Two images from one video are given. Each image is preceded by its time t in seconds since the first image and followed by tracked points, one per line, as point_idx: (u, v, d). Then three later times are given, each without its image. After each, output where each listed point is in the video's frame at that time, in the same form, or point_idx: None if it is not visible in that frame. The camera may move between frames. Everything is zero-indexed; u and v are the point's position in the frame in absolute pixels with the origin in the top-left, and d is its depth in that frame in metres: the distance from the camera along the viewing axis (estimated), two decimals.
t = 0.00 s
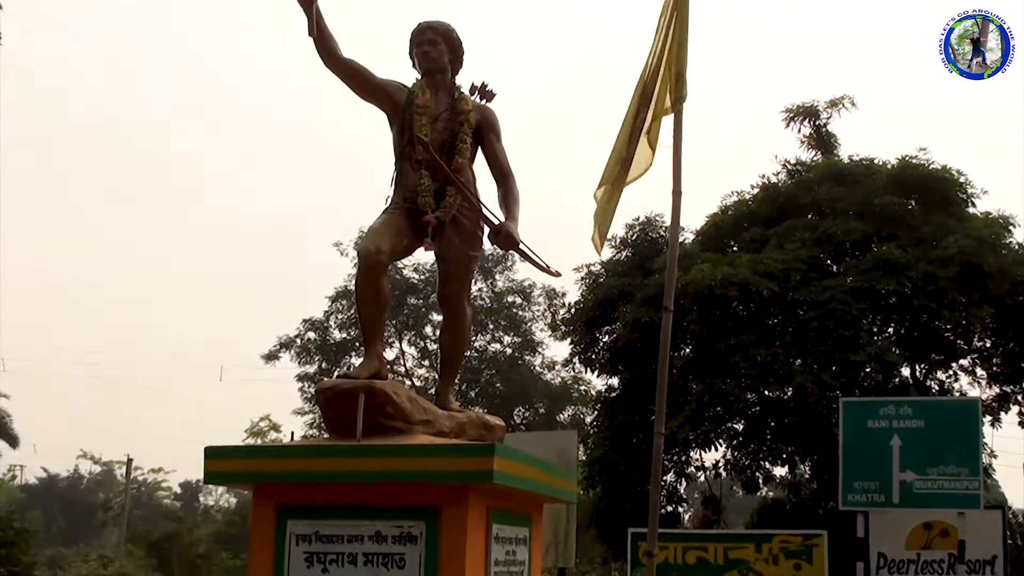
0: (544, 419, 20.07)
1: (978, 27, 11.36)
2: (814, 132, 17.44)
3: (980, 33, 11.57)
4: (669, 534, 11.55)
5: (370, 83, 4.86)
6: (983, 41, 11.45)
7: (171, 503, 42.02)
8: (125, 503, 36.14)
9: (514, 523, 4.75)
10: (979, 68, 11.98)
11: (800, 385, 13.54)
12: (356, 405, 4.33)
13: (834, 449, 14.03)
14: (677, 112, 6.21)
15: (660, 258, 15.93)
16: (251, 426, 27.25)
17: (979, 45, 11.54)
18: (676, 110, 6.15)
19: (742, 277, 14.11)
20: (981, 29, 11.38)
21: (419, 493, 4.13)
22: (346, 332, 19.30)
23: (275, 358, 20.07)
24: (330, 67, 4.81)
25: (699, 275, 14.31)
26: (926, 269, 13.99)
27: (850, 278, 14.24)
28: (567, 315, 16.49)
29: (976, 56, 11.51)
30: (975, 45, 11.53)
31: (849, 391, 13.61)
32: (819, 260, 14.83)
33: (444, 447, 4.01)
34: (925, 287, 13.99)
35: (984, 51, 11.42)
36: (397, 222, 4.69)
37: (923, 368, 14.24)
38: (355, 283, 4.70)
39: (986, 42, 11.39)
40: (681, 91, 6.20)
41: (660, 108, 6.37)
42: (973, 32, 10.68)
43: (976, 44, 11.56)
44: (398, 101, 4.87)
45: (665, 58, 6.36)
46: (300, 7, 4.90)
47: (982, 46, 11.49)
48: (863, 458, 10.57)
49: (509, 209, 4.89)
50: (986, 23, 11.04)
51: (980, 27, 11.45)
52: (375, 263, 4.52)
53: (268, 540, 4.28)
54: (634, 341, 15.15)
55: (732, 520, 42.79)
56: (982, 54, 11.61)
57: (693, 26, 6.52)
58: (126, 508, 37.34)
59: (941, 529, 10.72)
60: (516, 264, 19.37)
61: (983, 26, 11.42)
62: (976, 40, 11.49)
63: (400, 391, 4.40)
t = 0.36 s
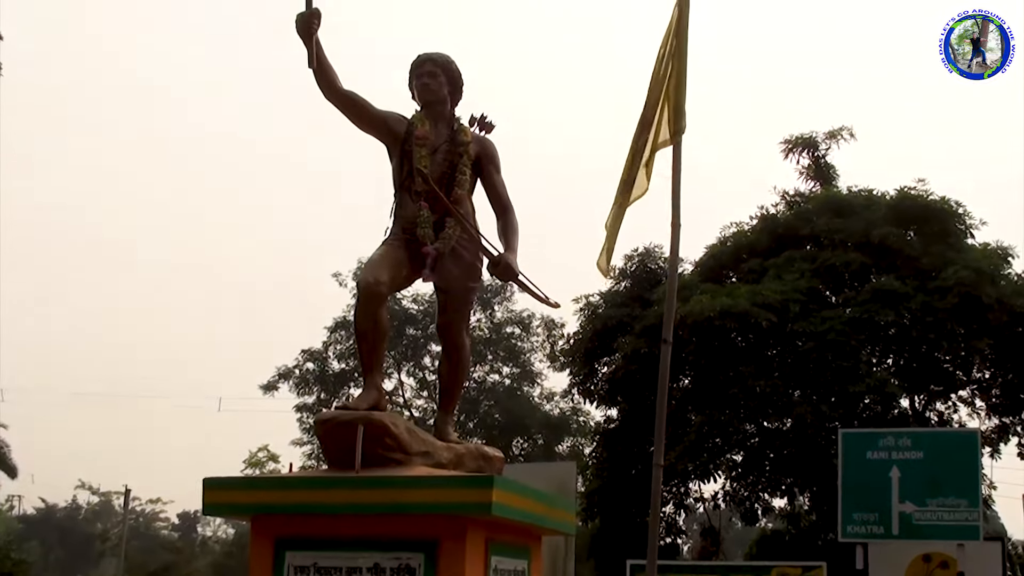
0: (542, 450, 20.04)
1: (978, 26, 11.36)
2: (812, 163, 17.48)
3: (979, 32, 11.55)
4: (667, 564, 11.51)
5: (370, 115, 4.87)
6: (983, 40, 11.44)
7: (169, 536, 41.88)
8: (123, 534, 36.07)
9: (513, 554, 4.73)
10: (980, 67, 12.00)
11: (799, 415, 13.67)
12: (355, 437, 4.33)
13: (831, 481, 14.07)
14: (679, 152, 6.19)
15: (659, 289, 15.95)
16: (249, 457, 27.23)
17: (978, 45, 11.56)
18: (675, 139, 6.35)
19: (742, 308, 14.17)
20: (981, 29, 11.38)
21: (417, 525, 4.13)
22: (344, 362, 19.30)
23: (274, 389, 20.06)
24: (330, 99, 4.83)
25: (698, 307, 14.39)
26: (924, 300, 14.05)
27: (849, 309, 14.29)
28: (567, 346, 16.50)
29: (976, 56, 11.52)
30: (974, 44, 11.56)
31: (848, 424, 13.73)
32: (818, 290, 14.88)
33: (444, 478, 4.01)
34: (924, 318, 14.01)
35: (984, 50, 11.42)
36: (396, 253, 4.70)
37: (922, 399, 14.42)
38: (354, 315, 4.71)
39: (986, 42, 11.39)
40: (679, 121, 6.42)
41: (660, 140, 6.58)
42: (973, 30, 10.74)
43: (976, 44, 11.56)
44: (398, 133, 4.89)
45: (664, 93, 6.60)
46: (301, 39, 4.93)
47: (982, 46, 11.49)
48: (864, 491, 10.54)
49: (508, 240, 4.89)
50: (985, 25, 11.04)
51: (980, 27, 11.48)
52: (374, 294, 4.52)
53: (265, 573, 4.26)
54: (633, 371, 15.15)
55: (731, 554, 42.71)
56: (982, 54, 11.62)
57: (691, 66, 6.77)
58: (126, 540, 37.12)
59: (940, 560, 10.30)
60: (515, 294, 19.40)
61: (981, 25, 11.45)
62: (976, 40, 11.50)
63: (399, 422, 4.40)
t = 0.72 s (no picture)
0: (541, 472, 20.02)
1: (978, 26, 11.39)
2: (810, 185, 17.52)
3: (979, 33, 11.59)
4: None
5: (369, 137, 4.89)
6: (983, 41, 11.46)
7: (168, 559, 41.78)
8: (123, 557, 35.99)
9: None
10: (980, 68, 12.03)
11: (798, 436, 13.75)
12: (354, 459, 4.33)
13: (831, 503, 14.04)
14: (675, 169, 6.36)
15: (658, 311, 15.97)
16: (249, 479, 27.21)
17: (978, 45, 11.59)
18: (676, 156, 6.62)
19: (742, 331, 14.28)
20: (981, 28, 11.40)
21: (416, 548, 4.13)
22: (343, 385, 19.31)
23: (272, 411, 20.06)
24: (329, 122, 4.85)
25: (697, 330, 14.48)
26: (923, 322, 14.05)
27: (848, 331, 14.33)
28: (566, 368, 16.51)
29: (976, 55, 11.55)
30: (974, 44, 11.59)
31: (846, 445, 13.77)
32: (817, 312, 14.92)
33: (442, 500, 4.02)
34: (924, 339, 14.01)
35: (984, 49, 11.45)
36: (394, 276, 4.71)
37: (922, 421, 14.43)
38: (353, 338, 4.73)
39: (985, 42, 11.41)
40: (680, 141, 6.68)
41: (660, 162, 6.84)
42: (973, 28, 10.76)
43: (976, 44, 11.59)
44: (397, 155, 4.91)
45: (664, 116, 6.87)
46: (300, 61, 4.95)
47: (982, 46, 11.51)
48: (862, 513, 10.28)
49: (507, 263, 4.91)
50: (986, 23, 11.06)
51: (980, 27, 11.51)
52: (374, 317, 4.54)
53: None
54: (631, 392, 15.15)
55: None
56: (982, 54, 11.64)
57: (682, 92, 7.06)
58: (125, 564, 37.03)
59: None
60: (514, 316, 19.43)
61: (981, 25, 11.47)
62: (976, 40, 11.53)
63: (398, 445, 4.40)
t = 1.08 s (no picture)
0: (543, 492, 19.99)
1: (979, 26, 11.42)
2: (812, 205, 17.54)
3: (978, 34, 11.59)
4: None
5: (371, 158, 4.90)
6: (984, 40, 11.50)
7: None
8: None
9: None
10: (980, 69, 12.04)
11: (801, 456, 13.76)
12: (355, 479, 4.33)
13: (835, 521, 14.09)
14: (678, 189, 6.39)
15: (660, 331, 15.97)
16: (250, 499, 27.17)
17: (978, 45, 11.62)
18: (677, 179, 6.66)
19: (744, 351, 14.33)
20: (981, 28, 11.42)
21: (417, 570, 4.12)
22: (345, 404, 19.30)
23: (274, 431, 20.04)
24: (332, 142, 4.86)
25: (698, 350, 14.52)
26: (925, 342, 14.12)
27: (850, 350, 14.35)
28: (567, 388, 16.50)
29: (976, 55, 11.57)
30: (975, 45, 11.61)
31: (849, 465, 13.78)
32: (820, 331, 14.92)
33: (446, 519, 4.05)
34: (926, 360, 14.12)
35: (984, 49, 11.47)
36: (397, 296, 4.71)
37: (925, 440, 14.44)
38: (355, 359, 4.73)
39: (985, 42, 11.44)
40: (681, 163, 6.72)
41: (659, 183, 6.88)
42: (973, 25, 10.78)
43: (976, 44, 11.62)
44: (399, 175, 4.92)
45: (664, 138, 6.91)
46: (302, 81, 4.96)
47: (982, 46, 11.55)
48: (866, 533, 10.20)
49: (510, 283, 4.91)
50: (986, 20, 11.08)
51: (980, 28, 11.52)
52: (375, 336, 4.54)
53: None
54: (632, 411, 15.14)
55: None
56: (983, 54, 11.65)
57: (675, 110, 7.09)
58: None
59: None
60: (516, 336, 19.44)
61: (982, 25, 11.46)
62: (977, 39, 11.55)
63: (400, 464, 4.40)
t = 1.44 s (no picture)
0: (544, 511, 19.97)
1: (978, 27, 11.43)
2: (814, 224, 17.54)
3: (978, 34, 11.59)
4: None
5: (374, 177, 4.91)
6: (984, 40, 11.50)
7: None
8: None
9: None
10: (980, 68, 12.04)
11: (803, 475, 13.76)
12: (356, 498, 4.33)
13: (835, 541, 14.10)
14: (679, 207, 6.39)
15: (662, 349, 15.95)
16: (251, 516, 27.16)
17: (978, 45, 11.62)
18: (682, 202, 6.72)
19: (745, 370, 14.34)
20: (981, 29, 11.44)
21: None
22: (346, 422, 19.30)
23: (275, 449, 20.04)
24: (335, 162, 4.86)
25: (699, 369, 14.55)
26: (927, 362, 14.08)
27: (852, 370, 14.36)
28: (569, 407, 16.49)
29: (976, 55, 11.58)
30: (975, 45, 11.63)
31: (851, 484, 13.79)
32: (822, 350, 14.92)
33: (446, 538, 4.04)
34: (928, 380, 14.12)
35: (984, 49, 11.48)
36: (399, 315, 4.71)
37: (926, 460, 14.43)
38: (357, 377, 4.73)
39: (985, 42, 11.45)
40: (683, 186, 6.79)
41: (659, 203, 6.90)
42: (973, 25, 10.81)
43: (976, 44, 11.63)
44: (402, 195, 4.93)
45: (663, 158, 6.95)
46: (305, 101, 4.97)
47: (982, 46, 11.55)
48: (868, 554, 10.15)
49: (512, 301, 4.91)
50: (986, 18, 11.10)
51: (980, 28, 11.52)
52: (376, 354, 4.53)
53: None
54: (634, 430, 15.16)
55: None
56: (982, 54, 11.66)
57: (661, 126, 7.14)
58: None
59: None
60: (517, 354, 19.45)
61: (982, 26, 11.47)
62: (976, 40, 11.56)
63: (402, 483, 4.39)
